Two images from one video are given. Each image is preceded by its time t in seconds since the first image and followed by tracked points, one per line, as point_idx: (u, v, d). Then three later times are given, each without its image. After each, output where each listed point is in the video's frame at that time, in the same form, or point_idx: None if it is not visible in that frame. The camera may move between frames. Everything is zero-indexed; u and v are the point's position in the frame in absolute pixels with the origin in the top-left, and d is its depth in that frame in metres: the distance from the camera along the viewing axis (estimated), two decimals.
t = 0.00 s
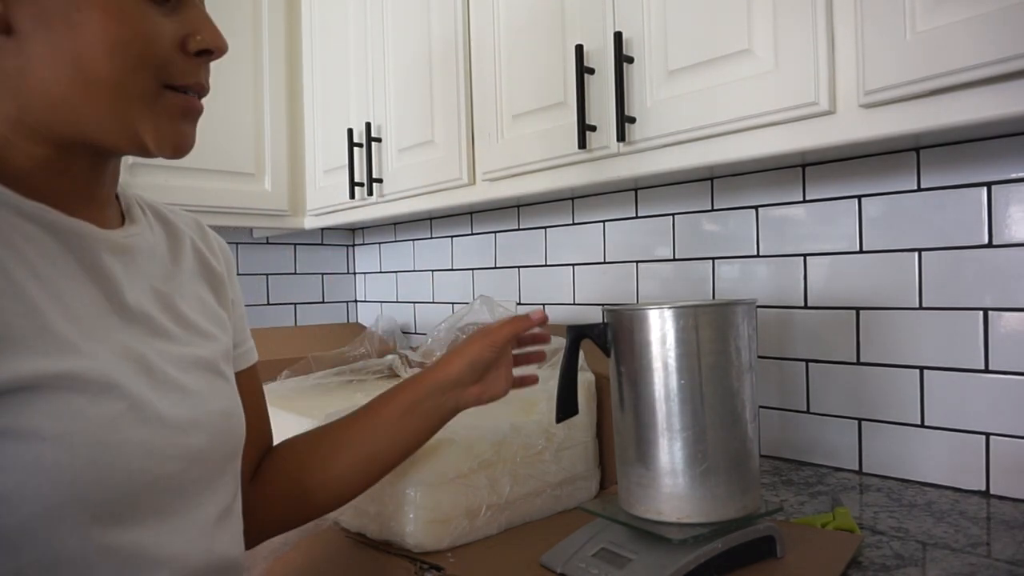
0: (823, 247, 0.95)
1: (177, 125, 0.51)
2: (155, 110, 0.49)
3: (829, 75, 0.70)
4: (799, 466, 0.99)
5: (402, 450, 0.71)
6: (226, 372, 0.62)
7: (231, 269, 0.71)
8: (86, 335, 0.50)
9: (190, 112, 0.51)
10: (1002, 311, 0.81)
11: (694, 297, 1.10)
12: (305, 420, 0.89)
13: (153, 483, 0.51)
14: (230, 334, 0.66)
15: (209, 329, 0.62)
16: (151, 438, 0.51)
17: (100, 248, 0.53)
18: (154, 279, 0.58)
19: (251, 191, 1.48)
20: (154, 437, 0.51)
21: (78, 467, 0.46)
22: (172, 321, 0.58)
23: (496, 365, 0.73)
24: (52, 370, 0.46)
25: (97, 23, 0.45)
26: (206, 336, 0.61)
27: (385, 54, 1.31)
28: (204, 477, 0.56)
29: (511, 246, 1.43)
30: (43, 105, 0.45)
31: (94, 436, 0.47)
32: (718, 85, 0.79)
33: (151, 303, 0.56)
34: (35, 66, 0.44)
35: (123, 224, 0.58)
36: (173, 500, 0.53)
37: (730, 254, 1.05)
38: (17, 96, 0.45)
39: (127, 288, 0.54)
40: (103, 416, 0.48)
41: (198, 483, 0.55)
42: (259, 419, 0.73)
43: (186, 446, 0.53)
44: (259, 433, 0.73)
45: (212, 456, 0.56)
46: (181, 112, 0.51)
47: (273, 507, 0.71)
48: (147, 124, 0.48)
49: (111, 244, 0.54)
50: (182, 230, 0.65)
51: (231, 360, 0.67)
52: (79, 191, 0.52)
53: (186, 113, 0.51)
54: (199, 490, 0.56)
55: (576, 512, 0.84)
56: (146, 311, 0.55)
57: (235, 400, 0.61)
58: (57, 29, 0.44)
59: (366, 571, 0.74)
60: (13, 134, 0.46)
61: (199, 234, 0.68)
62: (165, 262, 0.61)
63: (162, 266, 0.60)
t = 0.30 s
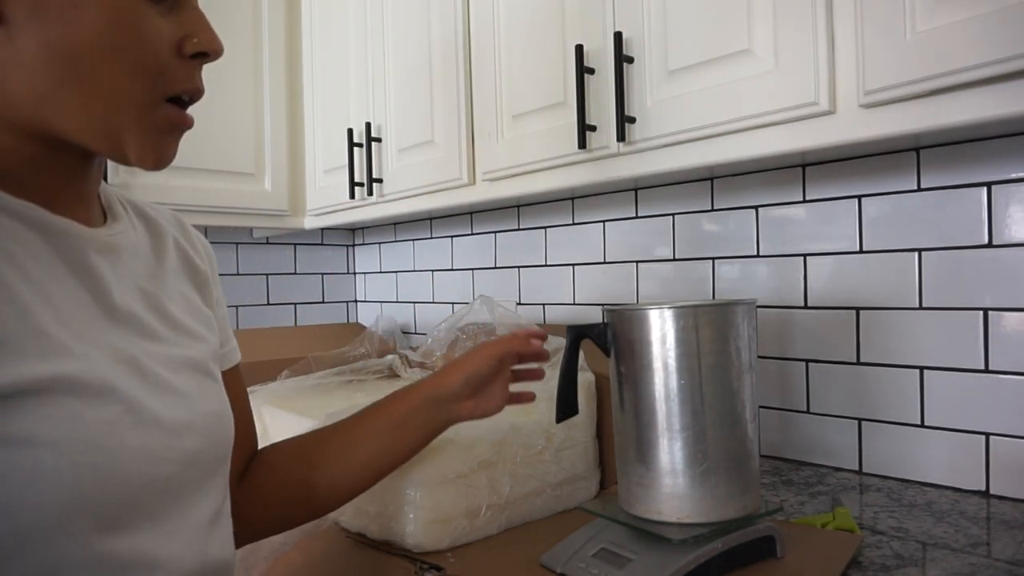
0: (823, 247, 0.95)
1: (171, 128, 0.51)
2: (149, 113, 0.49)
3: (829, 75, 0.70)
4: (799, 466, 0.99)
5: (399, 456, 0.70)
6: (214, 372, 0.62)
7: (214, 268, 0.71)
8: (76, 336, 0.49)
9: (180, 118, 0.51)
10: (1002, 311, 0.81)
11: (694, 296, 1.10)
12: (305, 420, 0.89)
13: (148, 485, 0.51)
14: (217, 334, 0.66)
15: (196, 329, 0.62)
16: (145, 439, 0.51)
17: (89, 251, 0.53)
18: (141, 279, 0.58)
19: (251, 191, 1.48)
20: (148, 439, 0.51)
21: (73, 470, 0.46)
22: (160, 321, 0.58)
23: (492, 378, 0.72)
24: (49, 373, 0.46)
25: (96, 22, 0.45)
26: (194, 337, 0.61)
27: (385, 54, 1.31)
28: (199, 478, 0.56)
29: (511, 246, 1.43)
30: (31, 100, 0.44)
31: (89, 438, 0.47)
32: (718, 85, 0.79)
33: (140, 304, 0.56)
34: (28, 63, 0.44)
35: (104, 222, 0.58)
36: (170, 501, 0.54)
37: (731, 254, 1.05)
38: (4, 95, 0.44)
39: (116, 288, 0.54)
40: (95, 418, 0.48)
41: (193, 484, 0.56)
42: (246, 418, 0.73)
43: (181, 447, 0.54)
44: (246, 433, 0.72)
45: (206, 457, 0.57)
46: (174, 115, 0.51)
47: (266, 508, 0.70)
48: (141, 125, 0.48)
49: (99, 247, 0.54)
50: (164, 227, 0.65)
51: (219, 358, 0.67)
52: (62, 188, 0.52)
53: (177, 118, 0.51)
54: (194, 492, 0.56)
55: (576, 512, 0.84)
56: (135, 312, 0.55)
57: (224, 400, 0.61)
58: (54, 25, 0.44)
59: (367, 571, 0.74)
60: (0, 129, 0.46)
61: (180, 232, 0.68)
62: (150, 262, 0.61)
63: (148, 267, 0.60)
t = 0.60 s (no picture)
0: (823, 247, 0.95)
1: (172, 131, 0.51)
2: (149, 113, 0.49)
3: (829, 76, 0.70)
4: (799, 466, 0.99)
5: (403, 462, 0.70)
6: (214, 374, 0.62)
7: (213, 268, 0.71)
8: (76, 339, 0.49)
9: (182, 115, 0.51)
10: (1002, 311, 0.81)
11: (694, 296, 1.10)
12: (305, 420, 0.89)
13: (147, 489, 0.51)
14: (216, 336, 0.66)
15: (196, 330, 0.62)
16: (145, 443, 0.51)
17: (89, 254, 0.53)
18: (141, 281, 0.58)
19: (251, 191, 1.48)
20: (147, 443, 0.51)
21: (73, 474, 0.46)
22: (159, 323, 0.58)
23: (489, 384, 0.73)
24: (50, 377, 0.46)
25: (99, 23, 0.45)
26: (194, 338, 0.61)
27: (385, 55, 1.31)
28: (198, 481, 0.56)
29: (511, 246, 1.43)
30: (29, 100, 0.44)
31: (88, 442, 0.47)
32: (718, 85, 0.79)
33: (140, 306, 0.56)
34: (28, 63, 0.44)
35: (104, 223, 0.58)
36: (169, 504, 0.54)
37: (730, 254, 1.05)
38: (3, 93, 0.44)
39: (117, 290, 0.54)
40: (94, 422, 0.48)
41: (191, 487, 0.56)
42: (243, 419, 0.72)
43: (181, 451, 0.54)
44: (243, 435, 0.72)
45: (205, 460, 0.57)
46: (174, 116, 0.51)
47: (265, 509, 0.69)
48: (141, 125, 0.48)
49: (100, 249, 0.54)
50: (164, 228, 0.65)
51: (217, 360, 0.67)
52: (61, 188, 0.52)
53: (179, 115, 0.51)
54: (193, 494, 0.56)
55: (576, 511, 0.84)
56: (135, 314, 0.55)
57: (223, 403, 0.61)
58: (56, 25, 0.44)
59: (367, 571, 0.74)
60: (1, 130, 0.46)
61: (180, 232, 0.68)
62: (151, 263, 0.61)
63: (149, 269, 0.60)
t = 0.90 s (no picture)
0: (823, 247, 0.95)
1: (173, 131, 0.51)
2: (149, 116, 0.49)
3: (829, 76, 0.70)
4: (799, 466, 0.99)
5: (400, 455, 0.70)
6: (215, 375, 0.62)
7: (217, 266, 0.71)
8: (76, 342, 0.49)
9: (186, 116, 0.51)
10: (1002, 311, 0.81)
11: (694, 296, 1.10)
12: (305, 420, 0.89)
13: (146, 492, 0.51)
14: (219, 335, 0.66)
15: (197, 330, 0.62)
16: (143, 445, 0.51)
17: (91, 257, 0.53)
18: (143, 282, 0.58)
19: (251, 191, 1.48)
20: (147, 445, 0.51)
21: (72, 477, 0.46)
22: (160, 325, 0.58)
23: (482, 370, 0.73)
24: (49, 381, 0.46)
25: (99, 26, 0.45)
26: (195, 339, 0.61)
27: (385, 54, 1.31)
28: (198, 483, 0.56)
29: (511, 246, 1.43)
30: (28, 102, 0.44)
31: (86, 445, 0.47)
32: (718, 85, 0.79)
33: (140, 307, 0.56)
34: (26, 65, 0.44)
35: (105, 223, 0.58)
36: (167, 506, 0.54)
37: (730, 254, 1.05)
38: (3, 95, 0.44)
39: (117, 293, 0.54)
40: (94, 425, 0.48)
41: (190, 488, 0.56)
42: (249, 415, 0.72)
43: (180, 453, 0.54)
44: (248, 431, 0.72)
45: (204, 461, 0.57)
46: (174, 120, 0.50)
47: (269, 505, 0.69)
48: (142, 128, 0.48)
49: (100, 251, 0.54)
50: (167, 227, 0.65)
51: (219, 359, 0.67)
52: (62, 188, 0.52)
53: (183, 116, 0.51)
54: (192, 496, 0.56)
55: (576, 511, 0.84)
56: (135, 315, 0.55)
57: (224, 404, 0.61)
58: (54, 28, 0.44)
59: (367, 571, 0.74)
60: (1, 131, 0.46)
61: (184, 231, 0.68)
62: (152, 264, 0.61)
63: (150, 270, 0.60)
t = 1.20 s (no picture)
0: (823, 247, 0.95)
1: (172, 129, 0.50)
2: (142, 112, 0.48)
3: (829, 76, 0.70)
4: (799, 466, 0.99)
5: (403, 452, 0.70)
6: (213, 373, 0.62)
7: (212, 266, 0.71)
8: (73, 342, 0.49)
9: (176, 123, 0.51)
10: (1002, 311, 0.81)
11: (694, 296, 1.10)
12: (305, 420, 0.89)
13: (144, 491, 0.51)
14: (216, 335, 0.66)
15: (194, 329, 0.62)
16: (141, 443, 0.51)
17: (87, 258, 0.53)
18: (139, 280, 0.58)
19: (251, 191, 1.48)
20: (145, 444, 0.51)
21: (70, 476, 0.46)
22: (156, 324, 0.58)
23: (507, 366, 0.74)
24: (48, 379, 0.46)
25: (99, 24, 0.45)
26: (193, 338, 0.61)
27: (385, 54, 1.31)
28: (196, 481, 0.56)
29: (511, 246, 1.43)
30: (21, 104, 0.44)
31: (84, 444, 0.47)
32: (718, 85, 0.80)
33: (136, 307, 0.56)
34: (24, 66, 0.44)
35: (100, 224, 0.58)
36: (166, 504, 0.54)
37: (730, 254, 1.05)
38: None
39: (112, 292, 0.54)
40: (92, 423, 0.48)
41: (189, 487, 0.56)
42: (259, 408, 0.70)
43: (178, 451, 0.54)
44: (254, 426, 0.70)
45: (202, 459, 0.57)
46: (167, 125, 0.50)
47: (269, 503, 0.68)
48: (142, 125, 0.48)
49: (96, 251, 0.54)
50: (161, 227, 0.64)
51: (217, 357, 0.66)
52: (58, 189, 0.52)
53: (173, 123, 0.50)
54: (190, 495, 0.56)
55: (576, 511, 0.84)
56: (130, 315, 0.55)
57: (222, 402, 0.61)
58: (52, 28, 0.43)
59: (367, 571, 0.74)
60: None
61: (179, 231, 0.68)
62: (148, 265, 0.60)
63: (146, 271, 0.60)
